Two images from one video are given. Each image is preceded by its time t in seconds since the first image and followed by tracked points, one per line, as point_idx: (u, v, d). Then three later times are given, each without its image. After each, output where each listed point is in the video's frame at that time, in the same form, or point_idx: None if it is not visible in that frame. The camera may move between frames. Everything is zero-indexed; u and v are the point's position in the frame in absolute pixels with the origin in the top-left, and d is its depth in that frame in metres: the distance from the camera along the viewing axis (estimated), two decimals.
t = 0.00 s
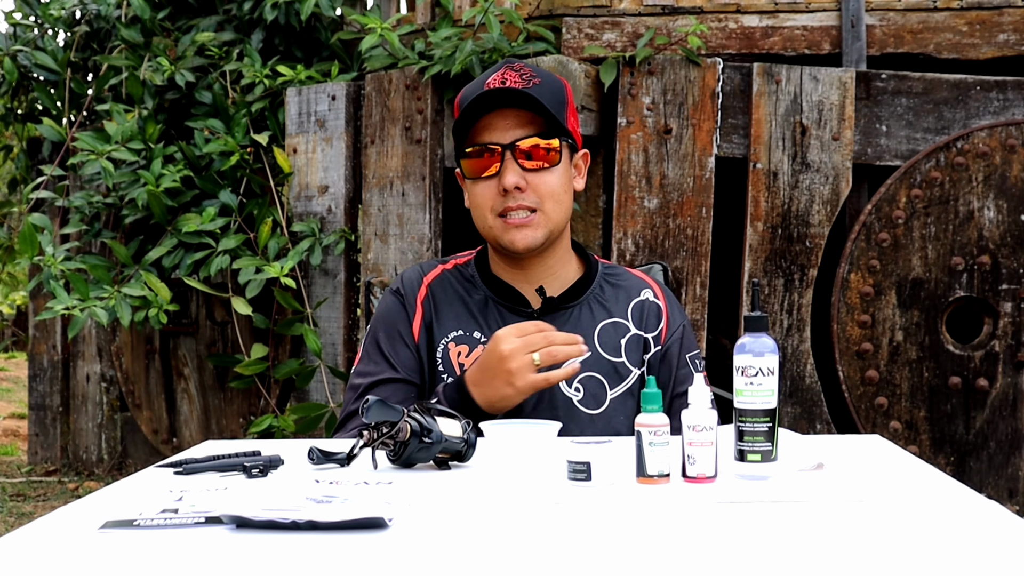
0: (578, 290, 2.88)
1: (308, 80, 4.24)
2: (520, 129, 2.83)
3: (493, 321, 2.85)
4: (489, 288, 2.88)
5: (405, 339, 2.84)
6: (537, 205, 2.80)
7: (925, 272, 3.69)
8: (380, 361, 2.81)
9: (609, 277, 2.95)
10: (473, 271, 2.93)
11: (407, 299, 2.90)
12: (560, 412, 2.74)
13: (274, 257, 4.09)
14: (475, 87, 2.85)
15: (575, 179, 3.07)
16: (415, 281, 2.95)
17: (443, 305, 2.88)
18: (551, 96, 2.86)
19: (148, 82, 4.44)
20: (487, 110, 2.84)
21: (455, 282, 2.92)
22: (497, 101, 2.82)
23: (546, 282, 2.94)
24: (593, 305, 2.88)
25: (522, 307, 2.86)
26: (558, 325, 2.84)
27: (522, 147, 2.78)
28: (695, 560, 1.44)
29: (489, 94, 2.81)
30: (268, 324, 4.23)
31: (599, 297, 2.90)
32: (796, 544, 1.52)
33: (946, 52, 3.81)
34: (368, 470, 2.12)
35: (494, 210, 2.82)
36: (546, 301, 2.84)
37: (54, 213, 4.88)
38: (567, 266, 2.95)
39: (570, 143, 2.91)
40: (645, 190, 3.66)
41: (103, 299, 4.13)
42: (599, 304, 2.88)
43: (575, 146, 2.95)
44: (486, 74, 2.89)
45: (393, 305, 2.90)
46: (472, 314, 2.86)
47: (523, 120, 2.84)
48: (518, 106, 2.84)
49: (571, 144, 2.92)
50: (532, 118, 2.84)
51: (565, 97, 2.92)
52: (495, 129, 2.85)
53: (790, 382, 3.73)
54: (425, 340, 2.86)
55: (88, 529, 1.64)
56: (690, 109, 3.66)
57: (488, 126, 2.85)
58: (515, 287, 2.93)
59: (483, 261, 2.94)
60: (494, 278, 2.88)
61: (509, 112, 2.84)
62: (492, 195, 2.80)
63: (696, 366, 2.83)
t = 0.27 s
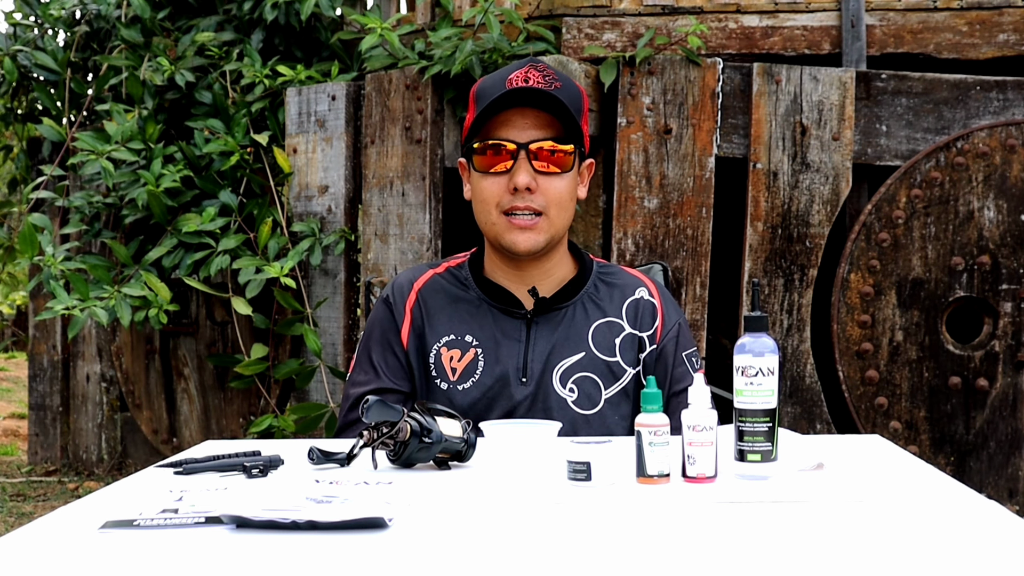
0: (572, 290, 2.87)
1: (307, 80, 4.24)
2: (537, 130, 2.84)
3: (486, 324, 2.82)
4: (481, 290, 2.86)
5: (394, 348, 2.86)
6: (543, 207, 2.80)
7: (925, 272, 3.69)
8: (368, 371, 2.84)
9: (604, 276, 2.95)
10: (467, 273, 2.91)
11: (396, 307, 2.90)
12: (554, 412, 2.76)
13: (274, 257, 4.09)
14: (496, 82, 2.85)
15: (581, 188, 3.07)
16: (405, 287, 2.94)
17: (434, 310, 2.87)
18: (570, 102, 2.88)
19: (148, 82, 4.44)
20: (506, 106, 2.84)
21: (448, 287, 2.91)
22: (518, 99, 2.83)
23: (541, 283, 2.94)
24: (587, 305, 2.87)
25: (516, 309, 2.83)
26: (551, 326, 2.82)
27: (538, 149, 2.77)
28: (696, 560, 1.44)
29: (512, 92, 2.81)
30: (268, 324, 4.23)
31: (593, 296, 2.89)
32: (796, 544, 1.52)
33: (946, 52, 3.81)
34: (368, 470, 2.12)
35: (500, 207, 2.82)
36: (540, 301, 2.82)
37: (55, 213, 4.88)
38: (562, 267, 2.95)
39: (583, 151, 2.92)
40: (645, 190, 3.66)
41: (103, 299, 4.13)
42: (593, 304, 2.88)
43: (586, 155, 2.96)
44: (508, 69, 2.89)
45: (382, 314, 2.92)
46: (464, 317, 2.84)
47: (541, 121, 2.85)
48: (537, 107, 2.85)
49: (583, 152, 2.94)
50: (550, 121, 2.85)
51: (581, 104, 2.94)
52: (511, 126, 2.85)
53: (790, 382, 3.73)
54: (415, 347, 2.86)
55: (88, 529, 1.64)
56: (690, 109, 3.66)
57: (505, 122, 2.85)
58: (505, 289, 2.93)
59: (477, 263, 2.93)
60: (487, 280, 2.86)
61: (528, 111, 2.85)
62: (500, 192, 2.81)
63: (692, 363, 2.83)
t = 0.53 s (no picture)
0: (568, 288, 2.88)
1: (307, 80, 4.24)
2: (552, 127, 2.83)
3: (482, 326, 2.82)
4: (476, 291, 2.86)
5: (389, 352, 2.87)
6: (551, 204, 2.81)
7: (925, 272, 3.69)
8: (362, 373, 2.85)
9: (599, 274, 2.95)
10: (461, 276, 2.91)
11: (390, 311, 2.90)
12: (552, 412, 2.75)
13: (274, 257, 4.09)
14: (515, 76, 2.84)
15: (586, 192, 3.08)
16: (399, 290, 2.94)
17: (429, 313, 2.87)
18: (586, 103, 2.88)
19: (148, 82, 4.44)
20: (523, 100, 2.83)
21: (442, 290, 2.91)
22: (536, 95, 2.82)
23: (536, 283, 2.94)
24: (582, 304, 2.88)
25: (511, 309, 2.83)
26: (547, 326, 2.83)
27: (552, 145, 2.79)
28: (696, 560, 1.44)
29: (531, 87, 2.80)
30: (268, 324, 4.23)
31: (588, 295, 2.90)
32: (796, 544, 1.52)
33: (946, 52, 3.81)
34: (368, 470, 2.13)
35: (507, 201, 2.83)
36: (536, 301, 2.83)
37: (54, 213, 4.88)
38: (558, 265, 2.96)
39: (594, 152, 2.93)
40: (645, 190, 3.66)
41: (103, 299, 4.13)
42: (589, 303, 2.88)
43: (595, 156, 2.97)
44: (527, 64, 2.88)
45: (376, 318, 2.92)
46: (460, 319, 2.83)
47: (557, 119, 2.84)
48: (554, 105, 2.84)
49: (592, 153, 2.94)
50: (566, 119, 2.85)
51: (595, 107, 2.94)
52: (527, 120, 2.84)
53: (790, 382, 3.73)
54: (410, 349, 2.85)
55: (88, 530, 1.64)
56: (690, 109, 3.66)
57: (520, 116, 2.85)
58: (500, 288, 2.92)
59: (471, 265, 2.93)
60: (481, 282, 2.86)
61: (544, 108, 2.84)
62: (509, 186, 2.81)
63: (687, 359, 2.84)
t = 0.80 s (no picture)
0: (568, 288, 2.88)
1: (307, 80, 4.24)
2: (552, 130, 2.83)
3: (482, 326, 2.82)
4: (476, 291, 2.86)
5: (388, 352, 2.87)
6: (552, 206, 2.81)
7: (925, 272, 3.69)
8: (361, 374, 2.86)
9: (599, 274, 2.95)
10: (460, 276, 2.91)
11: (390, 311, 2.90)
12: (552, 412, 2.75)
13: (274, 257, 4.09)
14: (515, 78, 2.84)
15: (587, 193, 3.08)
16: (398, 290, 2.94)
17: (429, 313, 2.87)
18: (586, 105, 2.88)
19: (148, 82, 4.44)
20: (524, 102, 2.83)
21: (442, 290, 2.90)
22: (537, 98, 2.82)
23: (537, 283, 2.94)
24: (582, 304, 2.88)
25: (511, 309, 2.83)
26: (547, 326, 2.83)
27: (553, 148, 2.78)
28: (696, 560, 1.44)
29: (532, 90, 2.80)
30: (268, 324, 4.23)
31: (588, 295, 2.89)
32: (796, 544, 1.52)
33: (946, 52, 3.81)
34: (368, 470, 2.13)
35: (507, 203, 2.83)
36: (536, 301, 2.83)
37: (54, 213, 4.88)
38: (559, 266, 2.96)
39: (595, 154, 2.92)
40: (645, 190, 3.66)
41: (103, 299, 4.13)
42: (589, 303, 2.88)
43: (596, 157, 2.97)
44: (527, 66, 2.88)
45: (376, 318, 2.92)
46: (460, 320, 2.83)
47: (557, 121, 2.84)
48: (554, 107, 2.84)
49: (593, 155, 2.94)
50: (566, 122, 2.85)
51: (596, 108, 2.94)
52: (527, 123, 2.84)
53: (790, 382, 3.73)
54: (409, 350, 2.85)
55: (88, 529, 1.64)
56: (690, 110, 3.66)
57: (521, 118, 2.84)
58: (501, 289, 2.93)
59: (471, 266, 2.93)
60: (481, 282, 2.86)
61: (544, 111, 2.84)
62: (509, 188, 2.81)
63: (687, 359, 2.84)
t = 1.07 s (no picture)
0: (567, 287, 2.88)
1: (307, 80, 4.24)
2: (551, 130, 2.83)
3: (481, 325, 2.82)
4: (474, 290, 2.86)
5: (387, 352, 2.87)
6: (551, 206, 2.81)
7: (925, 272, 3.69)
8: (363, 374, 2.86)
9: (598, 273, 2.96)
10: (460, 275, 2.91)
11: (389, 311, 2.90)
12: (552, 410, 2.75)
13: (274, 257, 4.09)
14: (515, 78, 2.84)
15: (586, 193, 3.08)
16: (397, 291, 2.94)
17: (428, 313, 2.87)
18: (586, 105, 2.88)
19: (148, 82, 4.44)
20: (523, 102, 2.83)
21: (441, 289, 2.90)
22: (536, 98, 2.82)
23: (536, 282, 2.94)
24: (581, 302, 2.88)
25: (510, 308, 2.83)
26: (546, 323, 2.83)
27: (552, 148, 2.78)
28: (696, 560, 1.44)
29: (531, 90, 2.80)
30: (268, 324, 4.23)
31: (587, 293, 2.90)
32: (796, 544, 1.52)
33: (946, 52, 3.81)
34: (368, 470, 2.13)
35: (507, 202, 2.83)
36: (534, 299, 2.83)
37: (54, 213, 4.88)
38: (558, 264, 2.95)
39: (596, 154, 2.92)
40: (645, 190, 3.66)
41: (103, 299, 4.13)
42: (587, 301, 2.88)
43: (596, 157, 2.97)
44: (527, 66, 2.88)
45: (376, 318, 2.92)
46: (459, 319, 2.83)
47: (557, 121, 2.84)
48: (554, 107, 2.84)
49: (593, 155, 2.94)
50: (566, 122, 2.85)
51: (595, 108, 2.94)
52: (526, 123, 2.84)
53: (790, 382, 3.73)
54: (408, 350, 2.85)
55: (88, 530, 1.64)
56: (690, 110, 3.66)
57: (520, 118, 2.84)
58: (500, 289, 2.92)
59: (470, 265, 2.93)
60: (479, 280, 2.86)
61: (544, 111, 2.84)
62: (509, 188, 2.81)
63: (686, 358, 2.82)
